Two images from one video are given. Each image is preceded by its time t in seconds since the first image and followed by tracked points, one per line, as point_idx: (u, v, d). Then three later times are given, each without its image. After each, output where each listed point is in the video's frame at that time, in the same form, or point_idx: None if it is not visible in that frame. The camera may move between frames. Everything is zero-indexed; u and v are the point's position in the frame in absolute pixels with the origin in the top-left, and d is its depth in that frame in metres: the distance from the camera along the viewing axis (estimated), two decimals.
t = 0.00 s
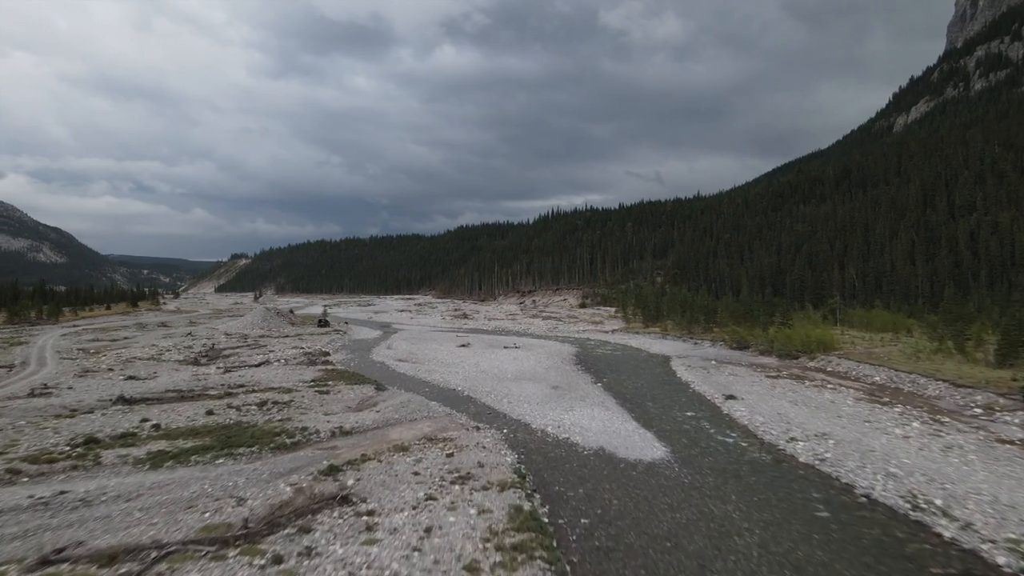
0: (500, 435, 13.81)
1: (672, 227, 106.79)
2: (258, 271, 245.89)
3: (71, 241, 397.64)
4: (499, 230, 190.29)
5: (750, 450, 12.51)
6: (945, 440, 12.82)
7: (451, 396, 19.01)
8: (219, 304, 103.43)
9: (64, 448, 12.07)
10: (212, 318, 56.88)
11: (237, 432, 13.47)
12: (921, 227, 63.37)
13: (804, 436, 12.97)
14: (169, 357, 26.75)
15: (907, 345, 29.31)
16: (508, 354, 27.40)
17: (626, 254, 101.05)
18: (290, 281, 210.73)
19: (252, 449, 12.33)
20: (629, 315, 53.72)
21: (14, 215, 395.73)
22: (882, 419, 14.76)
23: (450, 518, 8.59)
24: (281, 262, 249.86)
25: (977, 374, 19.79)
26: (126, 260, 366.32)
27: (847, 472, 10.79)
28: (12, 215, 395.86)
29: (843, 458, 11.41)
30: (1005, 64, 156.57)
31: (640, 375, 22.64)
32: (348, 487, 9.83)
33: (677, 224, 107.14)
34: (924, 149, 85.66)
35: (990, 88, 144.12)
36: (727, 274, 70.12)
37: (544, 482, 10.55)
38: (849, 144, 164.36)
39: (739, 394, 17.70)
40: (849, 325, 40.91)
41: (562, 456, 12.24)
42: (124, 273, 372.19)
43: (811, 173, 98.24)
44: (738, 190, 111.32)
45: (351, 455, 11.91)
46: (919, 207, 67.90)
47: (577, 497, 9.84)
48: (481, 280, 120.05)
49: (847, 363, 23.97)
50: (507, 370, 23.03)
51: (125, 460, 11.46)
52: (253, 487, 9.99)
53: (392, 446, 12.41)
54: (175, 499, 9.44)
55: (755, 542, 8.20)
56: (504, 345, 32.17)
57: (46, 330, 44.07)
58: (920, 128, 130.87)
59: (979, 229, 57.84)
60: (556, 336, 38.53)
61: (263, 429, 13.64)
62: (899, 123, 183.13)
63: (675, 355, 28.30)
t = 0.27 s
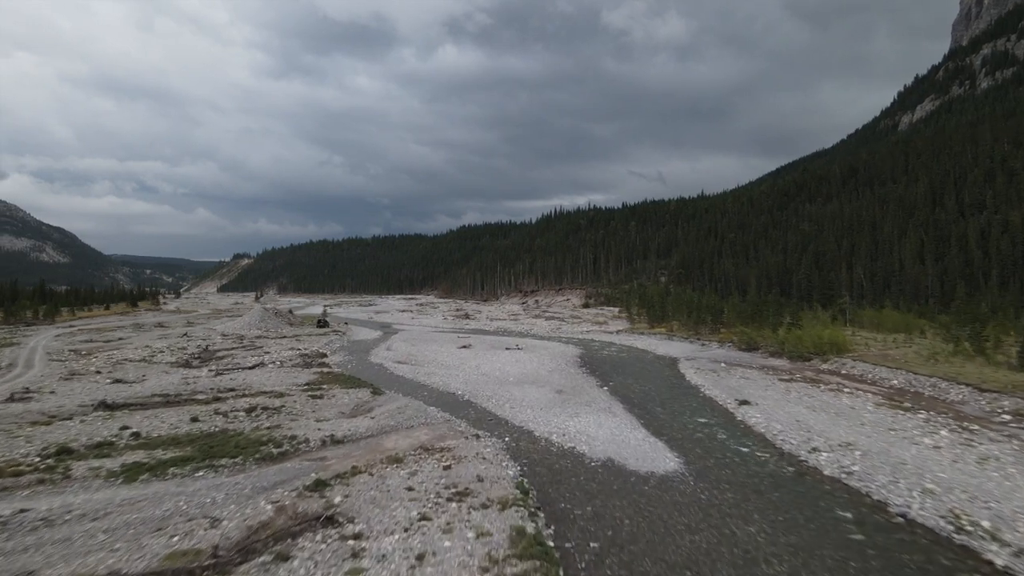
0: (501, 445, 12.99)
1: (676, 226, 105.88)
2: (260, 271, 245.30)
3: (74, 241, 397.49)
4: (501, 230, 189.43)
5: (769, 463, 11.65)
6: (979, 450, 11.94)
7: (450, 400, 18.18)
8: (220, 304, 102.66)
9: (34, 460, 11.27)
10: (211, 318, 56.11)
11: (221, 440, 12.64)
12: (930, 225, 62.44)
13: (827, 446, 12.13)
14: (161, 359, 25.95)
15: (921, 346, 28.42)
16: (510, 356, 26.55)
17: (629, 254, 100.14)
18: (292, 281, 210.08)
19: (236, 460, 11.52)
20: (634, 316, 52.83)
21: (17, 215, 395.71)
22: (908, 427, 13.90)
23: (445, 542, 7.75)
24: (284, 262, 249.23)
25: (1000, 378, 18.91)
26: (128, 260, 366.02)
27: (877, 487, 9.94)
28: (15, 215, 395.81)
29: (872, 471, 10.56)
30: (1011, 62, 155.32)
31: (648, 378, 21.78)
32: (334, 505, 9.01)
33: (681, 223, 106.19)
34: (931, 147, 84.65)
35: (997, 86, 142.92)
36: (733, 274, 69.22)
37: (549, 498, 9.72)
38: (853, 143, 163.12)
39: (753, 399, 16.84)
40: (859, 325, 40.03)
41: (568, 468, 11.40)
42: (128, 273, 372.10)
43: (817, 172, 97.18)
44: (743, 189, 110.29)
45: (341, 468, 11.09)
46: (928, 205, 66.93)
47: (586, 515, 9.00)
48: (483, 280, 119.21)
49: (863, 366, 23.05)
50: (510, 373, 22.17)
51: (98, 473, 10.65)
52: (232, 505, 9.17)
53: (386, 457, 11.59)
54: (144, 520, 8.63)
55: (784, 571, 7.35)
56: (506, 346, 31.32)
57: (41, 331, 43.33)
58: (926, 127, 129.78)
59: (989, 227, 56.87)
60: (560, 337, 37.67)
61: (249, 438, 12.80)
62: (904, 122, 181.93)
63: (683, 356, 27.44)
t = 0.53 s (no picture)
0: (502, 456, 12.14)
1: (680, 225, 104.98)
2: (262, 271, 244.76)
3: (77, 241, 397.46)
4: (504, 229, 188.56)
5: (792, 477, 10.76)
6: (1017, 462, 11.07)
7: (449, 406, 17.33)
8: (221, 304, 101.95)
9: None
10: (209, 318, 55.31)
11: (203, 451, 11.80)
12: (939, 225, 61.48)
13: (853, 458, 11.25)
14: (152, 361, 25.11)
15: (937, 348, 27.49)
16: (512, 359, 25.67)
17: (633, 254, 99.25)
18: (295, 280, 209.46)
19: (217, 473, 10.69)
20: (639, 316, 51.95)
21: (20, 216, 395.89)
22: (936, 435, 13.02)
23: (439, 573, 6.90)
24: (286, 262, 248.64)
25: None
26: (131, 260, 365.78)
27: (913, 505, 9.07)
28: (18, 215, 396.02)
29: (906, 487, 9.69)
30: (1018, 60, 154.04)
31: (656, 382, 20.89)
32: (317, 527, 8.17)
33: (685, 223, 105.20)
34: (940, 146, 83.62)
35: (1004, 85, 141.65)
36: (738, 273, 68.30)
37: (554, 518, 8.86)
38: (859, 141, 162.08)
39: (768, 405, 15.96)
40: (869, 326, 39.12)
41: (573, 482, 10.55)
42: (130, 273, 371.91)
43: (823, 170, 96.14)
44: (748, 188, 109.23)
45: (329, 483, 10.25)
46: (937, 204, 65.93)
47: (595, 539, 8.15)
48: (486, 280, 118.36)
49: (880, 369, 22.10)
50: (512, 376, 21.29)
51: (65, 488, 9.83)
52: (205, 527, 8.33)
53: (378, 471, 10.76)
54: (107, 545, 7.81)
55: None
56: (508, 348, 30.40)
57: (36, 332, 42.60)
58: (933, 126, 128.63)
59: (1000, 226, 55.90)
60: (563, 339, 36.76)
61: (234, 449, 11.97)
62: (910, 121, 180.72)
63: (691, 359, 26.56)
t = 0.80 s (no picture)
0: (504, 469, 11.29)
1: (685, 225, 104.05)
2: (265, 271, 244.20)
3: (79, 241, 397.32)
4: (507, 229, 187.66)
5: (818, 493, 9.91)
6: None
7: (448, 412, 16.50)
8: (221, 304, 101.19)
9: None
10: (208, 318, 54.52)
11: (183, 464, 10.97)
12: (949, 224, 60.53)
13: (883, 472, 10.40)
14: (142, 363, 24.29)
15: (954, 351, 26.59)
16: (515, 361, 24.82)
17: (636, 254, 98.35)
18: (297, 280, 208.79)
19: (194, 488, 9.86)
20: (644, 317, 51.06)
21: (23, 216, 395.96)
22: (969, 446, 12.15)
23: None
24: (288, 261, 247.98)
25: None
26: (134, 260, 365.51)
27: (957, 528, 8.22)
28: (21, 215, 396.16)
29: (947, 507, 8.84)
30: None
31: (666, 386, 20.01)
32: (297, 555, 7.32)
33: (689, 222, 104.25)
34: (948, 144, 82.60)
35: (1010, 83, 140.43)
36: (744, 272, 67.39)
37: (560, 543, 8.01)
38: (864, 140, 160.85)
39: (784, 411, 15.10)
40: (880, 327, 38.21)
41: (581, 499, 9.70)
42: (133, 273, 371.57)
43: (829, 169, 95.14)
44: (752, 187, 108.26)
45: (315, 500, 9.41)
46: (946, 203, 64.97)
47: (608, 569, 7.28)
48: (489, 280, 117.50)
49: (897, 373, 21.24)
50: (515, 380, 20.46)
51: (27, 506, 9.00)
52: (172, 554, 7.48)
53: (369, 487, 9.93)
54: None
55: None
56: (511, 349, 29.57)
57: (29, 333, 41.84)
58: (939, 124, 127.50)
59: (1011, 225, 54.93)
60: (567, 340, 35.92)
61: (216, 461, 11.13)
62: (915, 120, 179.53)
63: (700, 361, 25.68)
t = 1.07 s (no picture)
0: (505, 483, 10.47)
1: (689, 225, 103.14)
2: (267, 271, 243.64)
3: (82, 241, 397.39)
4: (510, 229, 186.69)
5: (849, 513, 9.05)
6: None
7: (447, 419, 15.65)
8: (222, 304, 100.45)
9: None
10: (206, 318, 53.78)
11: (158, 479, 10.14)
12: (959, 223, 59.52)
13: (921, 490, 9.54)
14: (132, 366, 23.49)
15: (972, 352, 25.71)
16: (517, 364, 23.96)
17: (640, 254, 97.45)
18: (299, 280, 208.18)
19: (166, 508, 9.02)
20: (648, 317, 50.19)
21: (27, 216, 396.16)
22: (1007, 457, 11.28)
23: None
24: (290, 262, 247.41)
25: None
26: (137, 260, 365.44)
27: (1010, 557, 7.38)
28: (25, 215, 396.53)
29: (996, 532, 7.99)
30: None
31: (675, 391, 19.13)
32: None
33: (693, 222, 103.30)
34: (956, 142, 81.54)
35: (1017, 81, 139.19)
36: (750, 272, 66.49)
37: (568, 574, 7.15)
38: (868, 139, 159.80)
39: (803, 418, 14.25)
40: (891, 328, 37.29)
41: (589, 520, 8.85)
42: (136, 273, 371.47)
43: (835, 168, 94.15)
44: (757, 187, 107.28)
45: (297, 523, 8.56)
46: (955, 202, 64.00)
47: None
48: (491, 280, 116.72)
49: (916, 377, 20.35)
50: (517, 384, 19.61)
51: None
52: None
53: (358, 506, 9.09)
54: None
55: None
56: (513, 351, 28.73)
57: (23, 334, 41.10)
58: (945, 123, 126.37)
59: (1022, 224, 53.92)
60: (571, 341, 35.08)
61: (194, 476, 10.30)
62: (920, 119, 178.32)
63: (709, 364, 24.85)
